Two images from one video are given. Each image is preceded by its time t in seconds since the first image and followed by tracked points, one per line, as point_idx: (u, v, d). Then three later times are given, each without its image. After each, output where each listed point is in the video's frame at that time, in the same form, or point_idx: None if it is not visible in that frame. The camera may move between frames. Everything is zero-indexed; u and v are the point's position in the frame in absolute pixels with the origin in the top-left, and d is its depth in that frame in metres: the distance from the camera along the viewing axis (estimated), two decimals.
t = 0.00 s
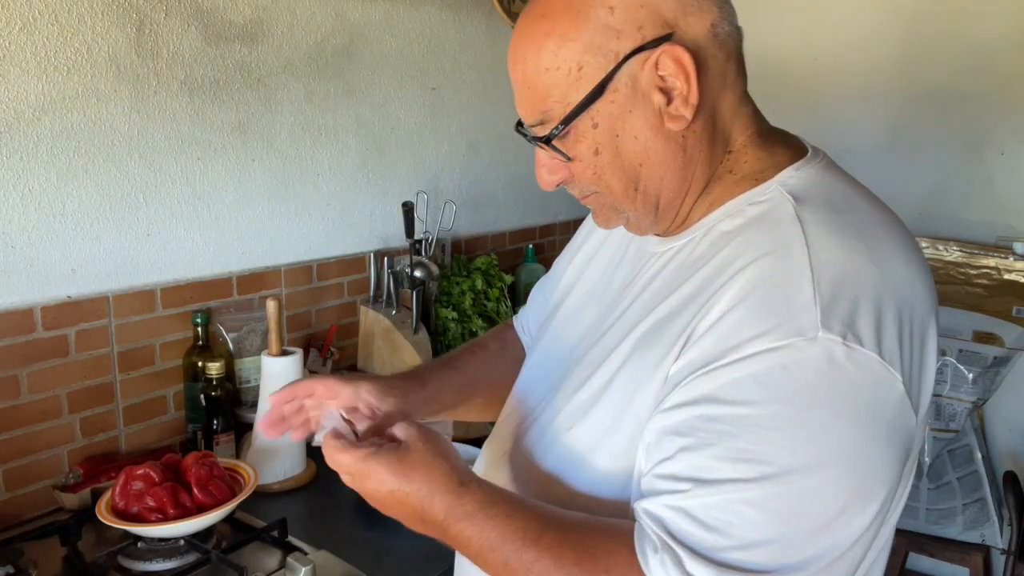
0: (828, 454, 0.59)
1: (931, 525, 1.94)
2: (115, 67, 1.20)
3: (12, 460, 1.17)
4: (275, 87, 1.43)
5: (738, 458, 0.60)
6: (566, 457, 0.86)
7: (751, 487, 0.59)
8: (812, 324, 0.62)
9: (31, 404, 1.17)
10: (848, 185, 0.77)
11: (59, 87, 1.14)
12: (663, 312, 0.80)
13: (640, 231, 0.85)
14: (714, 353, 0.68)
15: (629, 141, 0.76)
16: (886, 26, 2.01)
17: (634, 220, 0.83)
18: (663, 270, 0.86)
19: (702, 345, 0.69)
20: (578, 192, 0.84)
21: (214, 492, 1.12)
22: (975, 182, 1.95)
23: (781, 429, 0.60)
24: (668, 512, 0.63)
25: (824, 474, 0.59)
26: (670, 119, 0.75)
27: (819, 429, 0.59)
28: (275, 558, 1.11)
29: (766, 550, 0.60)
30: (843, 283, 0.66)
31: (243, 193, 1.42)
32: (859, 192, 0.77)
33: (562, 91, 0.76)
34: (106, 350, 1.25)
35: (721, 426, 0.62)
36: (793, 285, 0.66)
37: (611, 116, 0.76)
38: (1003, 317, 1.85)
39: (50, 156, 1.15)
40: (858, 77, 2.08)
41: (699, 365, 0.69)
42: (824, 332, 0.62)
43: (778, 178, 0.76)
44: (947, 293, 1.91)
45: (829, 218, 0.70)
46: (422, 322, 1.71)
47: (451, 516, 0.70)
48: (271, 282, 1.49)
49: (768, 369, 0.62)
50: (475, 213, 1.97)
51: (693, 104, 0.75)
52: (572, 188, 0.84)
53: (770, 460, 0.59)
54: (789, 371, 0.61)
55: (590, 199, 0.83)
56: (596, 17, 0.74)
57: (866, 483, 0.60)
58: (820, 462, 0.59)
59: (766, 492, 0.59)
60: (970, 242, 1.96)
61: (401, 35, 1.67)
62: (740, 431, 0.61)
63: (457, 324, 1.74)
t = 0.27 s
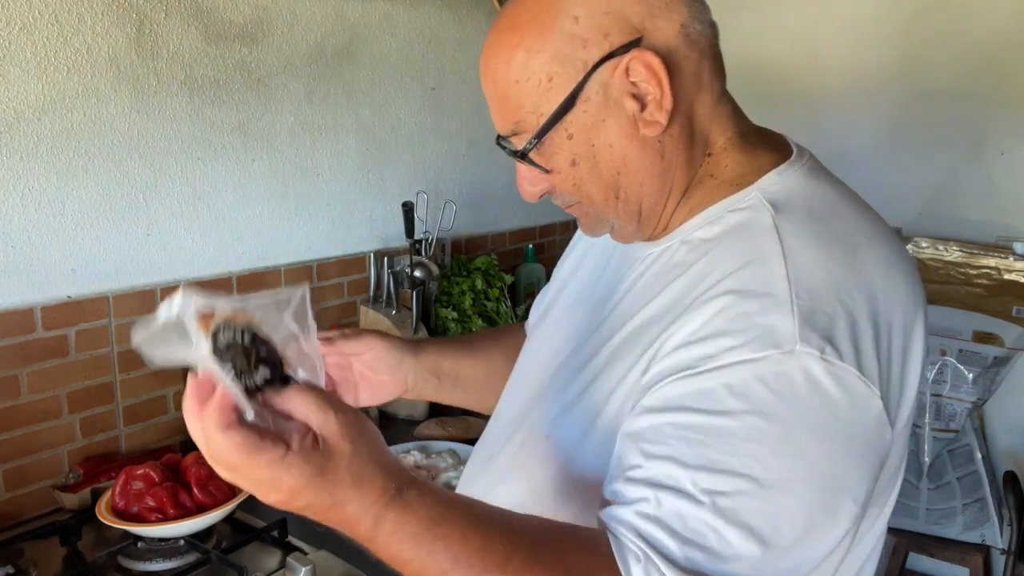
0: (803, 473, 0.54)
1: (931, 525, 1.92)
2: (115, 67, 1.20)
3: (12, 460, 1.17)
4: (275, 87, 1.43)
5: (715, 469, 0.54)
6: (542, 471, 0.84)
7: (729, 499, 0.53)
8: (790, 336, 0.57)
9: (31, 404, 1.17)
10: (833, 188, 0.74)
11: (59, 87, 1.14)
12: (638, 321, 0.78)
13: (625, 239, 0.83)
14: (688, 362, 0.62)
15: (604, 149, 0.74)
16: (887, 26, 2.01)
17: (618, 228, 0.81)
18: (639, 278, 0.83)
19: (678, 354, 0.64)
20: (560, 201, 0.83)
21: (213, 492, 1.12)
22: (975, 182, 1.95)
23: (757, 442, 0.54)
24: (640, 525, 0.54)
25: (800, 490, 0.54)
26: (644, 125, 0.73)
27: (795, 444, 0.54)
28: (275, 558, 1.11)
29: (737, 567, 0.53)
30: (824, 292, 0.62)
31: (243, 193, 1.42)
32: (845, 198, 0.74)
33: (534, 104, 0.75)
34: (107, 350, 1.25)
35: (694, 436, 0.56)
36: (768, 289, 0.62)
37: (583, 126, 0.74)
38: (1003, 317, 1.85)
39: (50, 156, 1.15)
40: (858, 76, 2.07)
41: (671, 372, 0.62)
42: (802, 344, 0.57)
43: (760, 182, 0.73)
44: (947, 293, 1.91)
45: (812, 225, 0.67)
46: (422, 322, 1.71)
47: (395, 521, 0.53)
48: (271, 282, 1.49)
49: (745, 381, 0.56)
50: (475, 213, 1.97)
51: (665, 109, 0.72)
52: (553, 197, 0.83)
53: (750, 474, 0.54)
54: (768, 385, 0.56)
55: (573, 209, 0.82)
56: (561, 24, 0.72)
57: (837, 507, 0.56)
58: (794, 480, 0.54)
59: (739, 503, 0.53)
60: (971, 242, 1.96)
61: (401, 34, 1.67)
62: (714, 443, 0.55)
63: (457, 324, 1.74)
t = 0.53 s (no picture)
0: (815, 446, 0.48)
1: (931, 525, 1.93)
2: (115, 67, 1.20)
3: (12, 460, 1.17)
4: (275, 87, 1.43)
5: (720, 441, 0.46)
6: (527, 477, 0.82)
7: (740, 473, 0.45)
8: (779, 313, 0.54)
9: (31, 404, 1.17)
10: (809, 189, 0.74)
11: (59, 87, 1.14)
12: (626, 327, 0.76)
13: (593, 244, 0.86)
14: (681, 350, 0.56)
15: (561, 165, 0.77)
16: (886, 26, 2.01)
17: (582, 233, 0.85)
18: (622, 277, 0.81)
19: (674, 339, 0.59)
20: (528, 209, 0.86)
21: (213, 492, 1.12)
22: (974, 182, 1.95)
23: (760, 413, 0.47)
24: (652, 501, 0.43)
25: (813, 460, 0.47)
26: (597, 142, 0.74)
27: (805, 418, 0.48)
28: (276, 558, 1.11)
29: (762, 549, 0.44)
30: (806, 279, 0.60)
31: (243, 193, 1.42)
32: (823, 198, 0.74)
33: (490, 123, 0.77)
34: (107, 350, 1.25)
35: (691, 412, 0.48)
36: (751, 273, 0.59)
37: (538, 143, 0.76)
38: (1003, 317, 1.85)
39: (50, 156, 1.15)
40: (858, 76, 2.07)
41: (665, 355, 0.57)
42: (790, 319, 0.53)
43: (733, 181, 0.72)
44: (947, 293, 1.92)
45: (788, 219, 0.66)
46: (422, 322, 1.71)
47: (377, 540, 0.36)
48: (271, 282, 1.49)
49: (737, 357, 0.51)
50: (475, 214, 1.97)
51: (617, 128, 0.73)
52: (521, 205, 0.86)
53: (763, 452, 0.46)
54: (768, 358, 0.51)
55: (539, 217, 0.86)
56: (510, 45, 0.73)
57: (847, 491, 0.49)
58: (806, 452, 0.47)
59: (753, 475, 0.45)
60: (971, 242, 1.95)
61: (401, 34, 1.67)
62: (712, 418, 0.47)
63: (457, 324, 1.74)
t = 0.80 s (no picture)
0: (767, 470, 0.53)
1: (931, 525, 1.93)
2: (115, 67, 1.20)
3: (12, 460, 1.17)
4: (275, 87, 1.43)
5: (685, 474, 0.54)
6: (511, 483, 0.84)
7: (701, 506, 0.53)
8: (734, 335, 0.57)
9: (31, 404, 1.17)
10: (795, 198, 0.71)
11: (59, 87, 1.14)
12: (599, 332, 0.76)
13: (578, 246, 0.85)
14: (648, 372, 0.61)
15: (526, 172, 0.76)
16: (886, 26, 2.01)
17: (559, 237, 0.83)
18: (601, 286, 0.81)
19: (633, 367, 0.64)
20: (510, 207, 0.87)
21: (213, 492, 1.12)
22: (975, 182, 1.95)
23: (718, 447, 0.53)
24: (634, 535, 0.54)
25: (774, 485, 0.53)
26: (558, 154, 0.73)
27: (760, 450, 0.53)
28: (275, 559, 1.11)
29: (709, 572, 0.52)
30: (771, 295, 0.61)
31: (243, 193, 1.42)
32: (810, 207, 0.72)
33: (461, 126, 0.78)
34: (107, 350, 1.25)
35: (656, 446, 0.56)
36: (714, 294, 0.61)
37: (504, 150, 0.76)
38: (1004, 317, 1.86)
39: (50, 156, 1.15)
40: (857, 76, 2.07)
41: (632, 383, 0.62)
42: (746, 343, 0.56)
43: (707, 187, 0.71)
44: (948, 293, 1.92)
45: (757, 227, 0.65)
46: (422, 322, 1.71)
47: None
48: (271, 282, 1.49)
49: (696, 389, 0.56)
50: (475, 214, 1.97)
51: (576, 142, 0.71)
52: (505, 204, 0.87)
53: (706, 483, 0.53)
54: (719, 393, 0.55)
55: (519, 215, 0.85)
56: (476, 56, 0.73)
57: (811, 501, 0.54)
58: (752, 483, 0.53)
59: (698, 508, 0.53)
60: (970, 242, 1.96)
61: (401, 34, 1.67)
62: (675, 458, 0.54)
63: (457, 324, 1.74)
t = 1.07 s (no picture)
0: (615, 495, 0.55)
1: (931, 525, 1.94)
2: (115, 67, 1.20)
3: (12, 460, 1.17)
4: (275, 87, 1.43)
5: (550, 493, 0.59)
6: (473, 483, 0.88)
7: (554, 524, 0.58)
8: (607, 367, 0.59)
9: (31, 404, 1.17)
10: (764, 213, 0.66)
11: (59, 87, 1.14)
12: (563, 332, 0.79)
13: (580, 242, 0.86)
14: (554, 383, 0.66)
15: (515, 178, 0.80)
16: (886, 25, 2.01)
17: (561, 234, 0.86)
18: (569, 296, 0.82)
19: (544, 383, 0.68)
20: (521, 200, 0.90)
21: (213, 492, 1.12)
22: (975, 182, 1.95)
23: (578, 476, 0.57)
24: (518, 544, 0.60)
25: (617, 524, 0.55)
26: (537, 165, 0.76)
27: (602, 489, 0.56)
28: (275, 558, 1.11)
29: None
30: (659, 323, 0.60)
31: (243, 193, 1.42)
32: (788, 222, 0.66)
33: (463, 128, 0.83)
34: (107, 350, 1.25)
35: (539, 460, 0.61)
36: (607, 321, 0.62)
37: (496, 154, 0.80)
38: (1004, 317, 1.85)
39: (49, 156, 1.15)
40: (857, 75, 2.07)
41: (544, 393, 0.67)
42: (614, 380, 0.58)
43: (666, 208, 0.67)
44: (947, 293, 1.91)
45: (682, 254, 0.62)
46: (422, 322, 1.71)
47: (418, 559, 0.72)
48: (271, 282, 1.49)
49: (573, 415, 0.59)
50: (475, 214, 1.97)
51: (550, 157, 0.74)
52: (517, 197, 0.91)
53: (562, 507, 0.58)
54: (586, 419, 0.58)
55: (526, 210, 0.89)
56: (468, 70, 0.76)
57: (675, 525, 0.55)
58: (601, 510, 0.56)
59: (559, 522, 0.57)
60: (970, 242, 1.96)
61: (401, 34, 1.67)
62: (548, 472, 0.60)
63: (457, 324, 1.74)
